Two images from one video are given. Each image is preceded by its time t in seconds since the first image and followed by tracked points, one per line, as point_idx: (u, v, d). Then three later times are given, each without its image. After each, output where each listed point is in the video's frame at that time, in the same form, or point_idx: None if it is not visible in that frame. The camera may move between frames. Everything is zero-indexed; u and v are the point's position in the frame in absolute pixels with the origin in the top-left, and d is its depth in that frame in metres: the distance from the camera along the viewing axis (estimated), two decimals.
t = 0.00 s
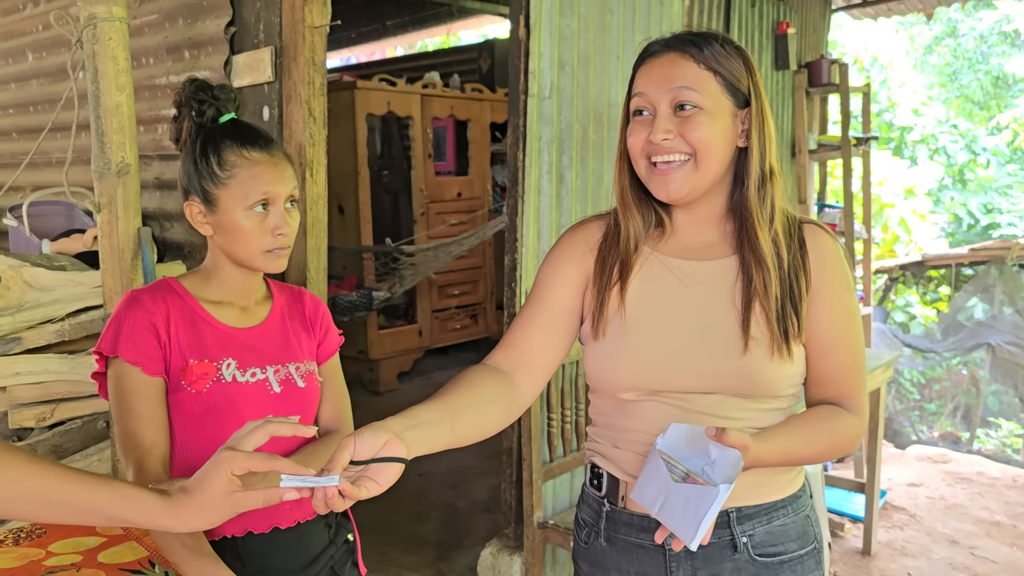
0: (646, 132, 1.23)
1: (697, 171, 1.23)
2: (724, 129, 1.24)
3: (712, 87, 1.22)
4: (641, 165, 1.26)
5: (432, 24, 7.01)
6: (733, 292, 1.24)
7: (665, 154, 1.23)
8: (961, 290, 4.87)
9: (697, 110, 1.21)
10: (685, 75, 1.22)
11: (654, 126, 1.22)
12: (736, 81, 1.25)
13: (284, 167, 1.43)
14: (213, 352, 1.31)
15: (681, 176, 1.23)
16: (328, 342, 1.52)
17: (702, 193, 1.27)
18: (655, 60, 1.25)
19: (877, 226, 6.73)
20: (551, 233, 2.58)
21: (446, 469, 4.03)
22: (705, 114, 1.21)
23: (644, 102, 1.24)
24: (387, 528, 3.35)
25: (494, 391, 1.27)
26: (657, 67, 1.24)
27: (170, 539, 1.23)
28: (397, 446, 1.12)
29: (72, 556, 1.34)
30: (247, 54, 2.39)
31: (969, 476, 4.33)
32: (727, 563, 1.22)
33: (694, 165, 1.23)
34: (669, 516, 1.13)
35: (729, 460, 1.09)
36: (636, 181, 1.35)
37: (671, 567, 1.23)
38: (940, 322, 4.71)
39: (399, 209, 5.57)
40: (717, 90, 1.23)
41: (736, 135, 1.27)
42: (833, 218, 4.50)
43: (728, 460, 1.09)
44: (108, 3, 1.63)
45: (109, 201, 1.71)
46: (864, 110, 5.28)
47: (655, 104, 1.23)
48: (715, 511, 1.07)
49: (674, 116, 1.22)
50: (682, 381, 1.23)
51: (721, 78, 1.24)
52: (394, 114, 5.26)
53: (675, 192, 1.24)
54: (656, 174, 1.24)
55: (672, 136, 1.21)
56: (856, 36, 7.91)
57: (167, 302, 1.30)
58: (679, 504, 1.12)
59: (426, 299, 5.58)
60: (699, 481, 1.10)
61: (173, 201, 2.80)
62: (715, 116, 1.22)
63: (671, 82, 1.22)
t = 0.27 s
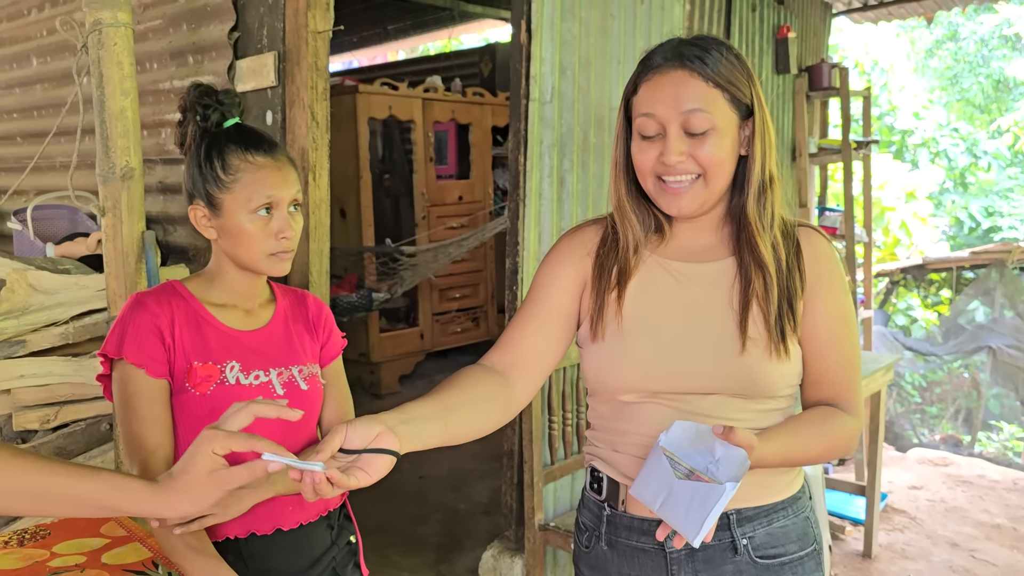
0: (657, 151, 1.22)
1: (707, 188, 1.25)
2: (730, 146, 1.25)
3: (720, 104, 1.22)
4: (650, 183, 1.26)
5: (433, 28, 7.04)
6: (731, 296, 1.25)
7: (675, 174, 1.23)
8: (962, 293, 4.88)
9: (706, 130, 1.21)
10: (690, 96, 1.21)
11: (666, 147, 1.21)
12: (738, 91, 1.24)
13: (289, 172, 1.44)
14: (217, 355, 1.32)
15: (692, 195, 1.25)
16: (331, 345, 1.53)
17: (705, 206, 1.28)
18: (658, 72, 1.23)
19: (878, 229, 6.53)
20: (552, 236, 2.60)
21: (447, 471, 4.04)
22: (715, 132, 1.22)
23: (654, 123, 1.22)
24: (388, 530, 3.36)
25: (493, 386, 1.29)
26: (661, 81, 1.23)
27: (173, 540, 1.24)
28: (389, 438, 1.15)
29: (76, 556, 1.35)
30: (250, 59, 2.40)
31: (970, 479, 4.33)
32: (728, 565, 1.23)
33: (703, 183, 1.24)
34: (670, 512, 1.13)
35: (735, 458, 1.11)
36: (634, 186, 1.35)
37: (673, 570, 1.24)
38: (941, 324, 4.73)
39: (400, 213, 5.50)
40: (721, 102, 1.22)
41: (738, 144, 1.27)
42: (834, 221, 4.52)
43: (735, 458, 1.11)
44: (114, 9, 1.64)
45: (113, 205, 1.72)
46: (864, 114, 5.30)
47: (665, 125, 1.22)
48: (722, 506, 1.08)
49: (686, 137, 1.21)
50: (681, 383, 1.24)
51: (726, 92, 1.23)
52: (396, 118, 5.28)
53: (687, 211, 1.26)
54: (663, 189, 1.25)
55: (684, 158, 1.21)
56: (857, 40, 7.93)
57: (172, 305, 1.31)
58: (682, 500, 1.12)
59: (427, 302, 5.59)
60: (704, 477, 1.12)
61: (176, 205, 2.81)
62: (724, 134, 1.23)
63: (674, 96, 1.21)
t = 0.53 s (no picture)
0: (665, 162, 1.22)
1: (713, 197, 1.25)
2: (734, 154, 1.25)
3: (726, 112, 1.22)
4: (657, 194, 1.26)
5: (434, 31, 7.05)
6: (730, 297, 1.25)
7: (682, 185, 1.23)
8: (963, 296, 4.88)
9: (713, 141, 1.21)
10: (694, 107, 1.20)
11: (675, 158, 1.21)
12: (739, 95, 1.24)
13: (290, 173, 1.45)
14: (217, 356, 1.32)
15: (697, 203, 1.25)
16: (332, 346, 1.52)
17: (707, 213, 1.27)
18: (660, 81, 1.22)
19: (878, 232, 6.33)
20: (552, 239, 2.60)
21: (448, 474, 4.03)
22: (723, 143, 1.22)
23: (662, 136, 1.22)
24: (388, 533, 3.35)
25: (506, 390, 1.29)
26: (664, 87, 1.22)
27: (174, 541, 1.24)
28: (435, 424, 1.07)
29: (76, 557, 1.36)
30: (252, 61, 2.41)
31: (972, 482, 4.32)
32: (726, 565, 1.23)
33: (710, 192, 1.24)
34: (674, 505, 1.14)
35: (741, 450, 1.09)
36: (633, 188, 1.35)
37: (670, 569, 1.24)
38: (943, 329, 4.77)
39: (400, 215, 5.53)
40: (723, 107, 1.22)
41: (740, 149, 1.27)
42: (835, 224, 4.52)
43: (740, 450, 1.09)
44: (116, 11, 1.64)
45: (114, 206, 1.72)
46: (865, 117, 5.30)
47: (672, 137, 1.21)
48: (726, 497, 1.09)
49: (694, 149, 1.21)
50: (680, 385, 1.24)
51: (728, 97, 1.22)
52: (397, 121, 5.28)
53: (693, 218, 1.26)
54: (669, 199, 1.25)
55: (693, 170, 1.22)
56: (859, 43, 7.94)
57: (173, 306, 1.31)
58: (686, 492, 1.13)
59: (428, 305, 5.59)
60: (707, 468, 1.12)
61: (177, 207, 2.82)
62: (730, 144, 1.23)
63: (676, 102, 1.21)
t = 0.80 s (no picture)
0: (646, 156, 1.24)
1: (692, 196, 1.25)
2: (721, 153, 1.24)
3: (712, 110, 1.22)
4: (640, 186, 1.27)
5: (435, 35, 7.06)
6: (721, 304, 1.25)
7: (661, 178, 1.24)
8: (964, 300, 4.88)
9: (695, 138, 1.21)
10: (682, 100, 1.22)
11: (654, 152, 1.22)
12: (730, 97, 1.24)
13: (288, 178, 1.44)
14: (213, 360, 1.31)
15: (675, 200, 1.25)
16: (329, 351, 1.52)
17: (696, 212, 1.28)
18: (649, 81, 1.25)
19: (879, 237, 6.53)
20: (551, 242, 2.60)
21: (447, 478, 4.03)
22: (702, 140, 1.22)
23: (642, 124, 1.25)
24: (386, 538, 3.34)
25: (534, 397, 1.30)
26: (654, 89, 1.24)
27: (169, 546, 1.23)
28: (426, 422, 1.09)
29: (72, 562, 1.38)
30: (249, 65, 2.41)
31: (972, 486, 4.31)
32: (716, 570, 1.23)
33: (688, 191, 1.24)
34: (656, 518, 1.12)
35: (716, 458, 1.07)
36: (628, 190, 1.38)
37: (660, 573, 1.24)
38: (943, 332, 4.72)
39: (401, 219, 5.55)
40: (713, 109, 1.22)
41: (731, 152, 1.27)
42: (835, 228, 4.50)
43: (716, 456, 1.07)
44: (113, 14, 1.64)
45: (111, 211, 1.72)
46: (864, 121, 5.30)
47: (655, 129, 1.23)
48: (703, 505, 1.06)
49: (674, 143, 1.22)
50: (671, 389, 1.25)
51: (718, 101, 1.23)
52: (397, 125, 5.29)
53: (671, 214, 1.26)
54: (652, 197, 1.26)
55: (669, 164, 1.22)
56: (859, 47, 7.95)
57: (168, 310, 1.30)
58: (666, 504, 1.11)
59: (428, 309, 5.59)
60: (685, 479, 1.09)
61: (175, 211, 2.82)
62: (712, 141, 1.22)
63: (667, 105, 1.22)
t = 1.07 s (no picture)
0: (630, 167, 1.26)
1: (674, 205, 1.26)
2: (704, 163, 1.25)
3: (694, 121, 1.24)
4: (627, 194, 1.29)
5: (434, 41, 7.08)
6: (708, 314, 1.27)
7: (645, 186, 1.25)
8: (963, 305, 4.89)
9: (676, 147, 1.23)
10: (664, 111, 1.23)
11: (636, 162, 1.25)
12: (714, 110, 1.25)
13: (279, 189, 1.45)
14: (203, 370, 1.32)
15: (660, 208, 1.26)
16: (320, 360, 1.53)
17: (685, 222, 1.29)
18: (636, 95, 1.27)
19: (879, 241, 6.64)
20: (546, 250, 2.60)
21: (444, 484, 4.03)
22: (685, 149, 1.23)
23: (628, 134, 1.27)
24: (382, 544, 3.34)
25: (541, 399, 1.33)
26: (637, 102, 1.26)
27: (158, 556, 1.23)
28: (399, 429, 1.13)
29: (62, 572, 1.38)
30: (243, 74, 2.42)
31: (970, 492, 4.30)
32: None
33: (670, 200, 1.25)
34: (623, 539, 1.14)
35: (671, 472, 1.08)
36: (622, 202, 1.40)
37: None
38: (944, 337, 4.80)
39: (400, 225, 5.52)
40: (696, 122, 1.24)
41: (714, 163, 1.27)
42: (833, 233, 4.49)
43: (668, 471, 1.09)
44: (106, 26, 1.66)
45: (105, 220, 1.73)
46: (862, 126, 5.31)
47: (638, 139, 1.25)
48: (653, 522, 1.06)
49: (656, 151, 1.24)
50: (659, 396, 1.26)
51: (702, 113, 1.24)
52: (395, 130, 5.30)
53: (655, 222, 1.27)
54: (638, 207, 1.28)
55: (651, 173, 1.24)
56: (858, 52, 7.97)
57: (159, 320, 1.31)
58: (630, 525, 1.13)
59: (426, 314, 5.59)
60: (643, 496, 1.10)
61: (170, 218, 2.83)
62: (694, 150, 1.23)
63: (650, 119, 1.24)
